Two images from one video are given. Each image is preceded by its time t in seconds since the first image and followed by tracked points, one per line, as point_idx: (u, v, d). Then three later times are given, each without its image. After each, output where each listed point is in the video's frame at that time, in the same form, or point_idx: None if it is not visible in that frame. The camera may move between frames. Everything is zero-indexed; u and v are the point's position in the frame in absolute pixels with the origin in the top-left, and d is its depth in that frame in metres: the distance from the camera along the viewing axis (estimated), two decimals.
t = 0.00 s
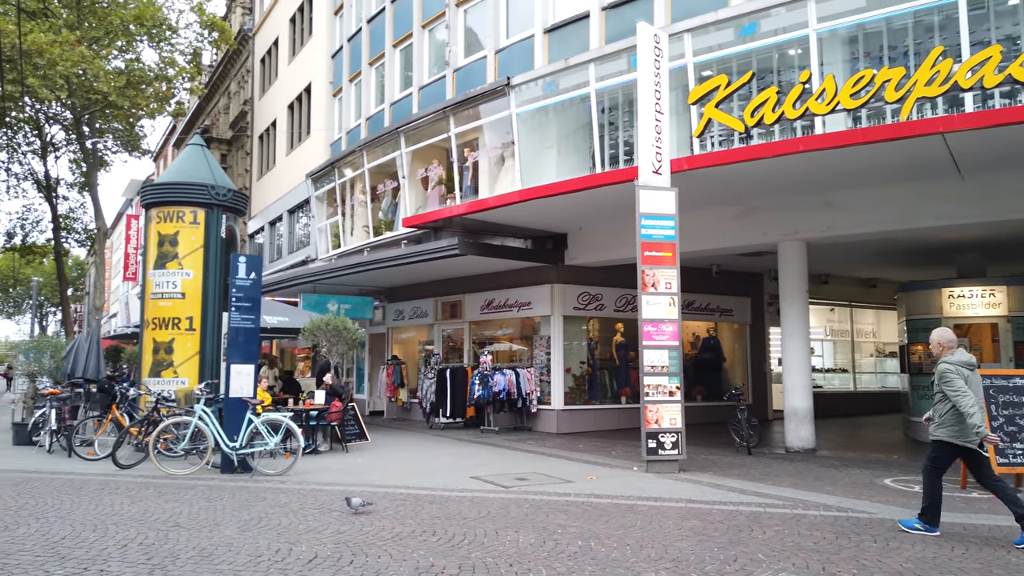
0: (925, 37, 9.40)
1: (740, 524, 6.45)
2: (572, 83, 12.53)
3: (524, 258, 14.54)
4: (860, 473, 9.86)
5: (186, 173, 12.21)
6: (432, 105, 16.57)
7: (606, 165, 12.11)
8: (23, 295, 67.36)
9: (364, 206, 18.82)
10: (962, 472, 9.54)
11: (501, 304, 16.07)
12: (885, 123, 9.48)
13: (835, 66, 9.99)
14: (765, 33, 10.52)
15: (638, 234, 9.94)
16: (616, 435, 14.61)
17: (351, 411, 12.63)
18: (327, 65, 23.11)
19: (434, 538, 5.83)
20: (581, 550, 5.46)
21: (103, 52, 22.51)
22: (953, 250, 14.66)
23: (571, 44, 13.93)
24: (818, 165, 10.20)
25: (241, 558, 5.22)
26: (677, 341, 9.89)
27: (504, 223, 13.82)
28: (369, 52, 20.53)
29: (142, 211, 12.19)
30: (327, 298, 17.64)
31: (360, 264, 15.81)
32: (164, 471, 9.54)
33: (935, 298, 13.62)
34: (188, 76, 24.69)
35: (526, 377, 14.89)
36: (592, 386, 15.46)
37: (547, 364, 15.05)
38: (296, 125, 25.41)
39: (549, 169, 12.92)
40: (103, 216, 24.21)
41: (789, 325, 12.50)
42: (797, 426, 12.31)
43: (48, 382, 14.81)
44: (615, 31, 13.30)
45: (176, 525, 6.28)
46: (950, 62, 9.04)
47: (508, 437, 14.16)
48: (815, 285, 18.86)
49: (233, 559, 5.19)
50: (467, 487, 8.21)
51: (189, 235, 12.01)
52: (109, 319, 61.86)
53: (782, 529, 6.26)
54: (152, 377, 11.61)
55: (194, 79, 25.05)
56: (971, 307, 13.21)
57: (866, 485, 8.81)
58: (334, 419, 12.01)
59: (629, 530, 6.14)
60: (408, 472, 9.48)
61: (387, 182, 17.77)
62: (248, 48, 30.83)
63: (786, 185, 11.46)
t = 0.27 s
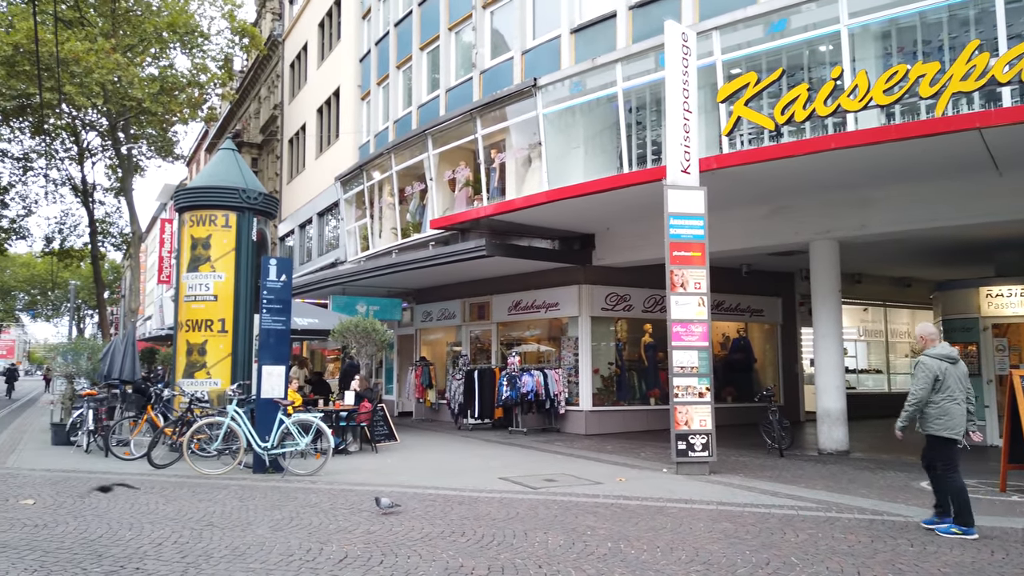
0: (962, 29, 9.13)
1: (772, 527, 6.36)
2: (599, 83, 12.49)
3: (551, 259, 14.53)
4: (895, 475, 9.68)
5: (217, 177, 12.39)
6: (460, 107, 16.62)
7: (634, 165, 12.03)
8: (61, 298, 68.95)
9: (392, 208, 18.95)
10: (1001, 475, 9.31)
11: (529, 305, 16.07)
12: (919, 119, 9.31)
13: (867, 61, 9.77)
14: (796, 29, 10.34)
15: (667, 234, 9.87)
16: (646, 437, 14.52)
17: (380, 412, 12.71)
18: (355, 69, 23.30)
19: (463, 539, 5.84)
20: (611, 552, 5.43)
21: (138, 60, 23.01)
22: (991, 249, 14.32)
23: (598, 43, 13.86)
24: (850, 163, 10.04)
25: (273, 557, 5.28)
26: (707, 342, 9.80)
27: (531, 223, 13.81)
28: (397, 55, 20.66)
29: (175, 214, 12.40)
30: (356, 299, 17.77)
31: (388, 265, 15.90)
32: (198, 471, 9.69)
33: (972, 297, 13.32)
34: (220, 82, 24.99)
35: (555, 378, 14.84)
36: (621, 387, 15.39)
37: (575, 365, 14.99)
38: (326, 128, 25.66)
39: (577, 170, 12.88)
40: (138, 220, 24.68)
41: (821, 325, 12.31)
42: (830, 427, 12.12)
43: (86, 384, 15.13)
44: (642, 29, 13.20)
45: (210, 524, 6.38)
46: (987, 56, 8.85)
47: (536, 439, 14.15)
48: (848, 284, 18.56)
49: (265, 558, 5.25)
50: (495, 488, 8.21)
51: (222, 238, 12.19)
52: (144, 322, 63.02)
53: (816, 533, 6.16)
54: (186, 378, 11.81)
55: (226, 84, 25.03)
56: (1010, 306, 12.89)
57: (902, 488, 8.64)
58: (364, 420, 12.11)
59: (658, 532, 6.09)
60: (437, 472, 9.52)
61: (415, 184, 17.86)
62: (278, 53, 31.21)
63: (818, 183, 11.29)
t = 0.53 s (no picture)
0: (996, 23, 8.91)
1: (802, 530, 6.27)
2: (624, 83, 12.41)
3: (577, 260, 14.48)
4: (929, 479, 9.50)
5: (246, 181, 12.53)
6: (485, 108, 16.64)
7: (659, 164, 11.95)
8: (95, 300, 70.35)
9: (418, 210, 19.03)
10: None
11: (554, 306, 16.05)
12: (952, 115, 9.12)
13: (898, 58, 9.59)
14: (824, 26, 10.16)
15: (693, 234, 9.80)
16: (673, 438, 14.42)
17: (406, 413, 12.78)
18: (380, 72, 23.46)
19: (490, 541, 5.83)
20: (638, 555, 5.40)
21: (168, 66, 23.40)
22: None
23: (623, 43, 13.78)
24: (880, 160, 9.88)
25: (302, 557, 5.33)
26: (734, 343, 9.70)
27: (556, 224, 13.77)
28: (422, 58, 20.76)
29: (205, 218, 12.57)
30: (382, 301, 17.88)
31: (414, 267, 15.98)
32: (228, 471, 9.81)
33: (1007, 297, 13.03)
34: (248, 86, 25.34)
35: (581, 379, 14.78)
36: (647, 388, 15.31)
37: (601, 366, 14.94)
38: (352, 131, 25.86)
39: (602, 171, 12.83)
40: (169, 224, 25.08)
41: (852, 325, 12.14)
42: (861, 429, 11.94)
43: (119, 385, 15.40)
44: (668, 28, 13.09)
45: (240, 524, 6.45)
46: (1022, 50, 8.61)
47: (562, 440, 14.12)
48: (879, 284, 18.27)
49: (295, 558, 5.30)
50: (522, 490, 8.21)
51: (250, 241, 12.33)
52: (176, 323, 64.01)
53: (847, 537, 6.07)
54: (216, 380, 11.98)
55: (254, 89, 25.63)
56: None
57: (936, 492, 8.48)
58: (391, 420, 12.20)
59: (685, 535, 6.04)
60: (464, 473, 9.55)
61: (440, 186, 17.92)
62: (305, 58, 31.51)
63: (848, 182, 11.13)
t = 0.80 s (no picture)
0: None
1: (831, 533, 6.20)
2: (648, 81, 12.26)
3: (601, 260, 14.43)
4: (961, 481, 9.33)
5: (272, 184, 12.67)
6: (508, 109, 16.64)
7: (684, 164, 11.86)
8: (126, 302, 71.59)
9: (442, 211, 19.11)
10: None
11: (578, 306, 16.01)
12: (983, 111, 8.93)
13: (928, 53, 9.40)
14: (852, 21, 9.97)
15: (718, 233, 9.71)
16: (698, 439, 14.32)
17: (431, 413, 12.83)
18: (404, 74, 23.58)
19: (515, 541, 5.85)
20: (664, 556, 5.37)
21: (196, 70, 23.73)
22: None
23: (648, 42, 13.68)
24: (910, 157, 9.72)
25: (328, 556, 5.38)
26: (761, 343, 9.60)
27: (580, 224, 13.73)
28: (445, 59, 20.82)
29: (233, 220, 12.73)
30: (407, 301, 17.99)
31: (438, 268, 16.06)
32: (256, 470, 9.92)
33: None
34: (274, 90, 25.64)
35: (605, 380, 14.72)
36: (672, 389, 15.21)
37: (626, 366, 14.87)
38: (376, 133, 26.03)
39: (626, 170, 12.77)
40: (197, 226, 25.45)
41: (881, 325, 11.96)
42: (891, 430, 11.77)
43: (150, 385, 15.65)
44: (692, 26, 12.96)
45: (268, 522, 6.53)
46: None
47: (587, 440, 14.09)
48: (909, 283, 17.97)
49: (322, 556, 5.35)
50: (547, 489, 8.20)
51: (277, 243, 12.47)
52: (205, 324, 64.96)
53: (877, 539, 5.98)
54: (244, 380, 12.16)
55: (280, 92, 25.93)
56: None
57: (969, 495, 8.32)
58: (416, 420, 12.24)
59: (712, 537, 6.00)
60: (489, 473, 9.57)
61: (464, 187, 17.97)
62: (330, 61, 31.77)
63: (877, 179, 10.97)
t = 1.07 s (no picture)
0: None
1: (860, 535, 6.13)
2: (672, 80, 12.16)
3: (624, 259, 14.36)
4: (993, 483, 9.16)
5: (298, 186, 12.78)
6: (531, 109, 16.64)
7: (709, 162, 11.76)
8: (155, 303, 72.71)
9: (465, 212, 19.16)
10: None
11: (602, 306, 15.96)
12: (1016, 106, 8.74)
13: (958, 47, 9.25)
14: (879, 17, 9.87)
15: (744, 231, 9.60)
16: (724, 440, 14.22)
17: (455, 413, 12.85)
18: (427, 75, 23.69)
19: (540, 541, 5.85)
20: (690, 557, 5.35)
21: (222, 74, 24.04)
22: None
23: (671, 40, 13.60)
24: (940, 154, 9.56)
25: (355, 554, 5.42)
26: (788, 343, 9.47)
27: (603, 224, 13.68)
28: (468, 60, 20.88)
29: (260, 221, 12.89)
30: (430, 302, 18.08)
31: (462, 268, 16.10)
32: (282, 469, 10.02)
33: None
34: (299, 92, 25.90)
35: (629, 380, 14.67)
36: (697, 389, 15.11)
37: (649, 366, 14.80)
38: (400, 134, 26.17)
39: (650, 170, 12.71)
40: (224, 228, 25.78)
41: (910, 324, 11.77)
42: (921, 431, 11.58)
43: (178, 385, 15.88)
44: (716, 24, 12.86)
45: (295, 521, 6.60)
46: None
47: (611, 441, 14.06)
48: (938, 282, 17.68)
49: (349, 555, 5.39)
50: (572, 490, 8.19)
51: (303, 244, 12.59)
52: (232, 324, 65.77)
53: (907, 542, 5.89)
54: (270, 380, 12.29)
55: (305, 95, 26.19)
56: None
57: (1002, 497, 8.17)
58: (440, 420, 12.27)
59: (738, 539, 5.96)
60: (513, 473, 9.59)
61: (487, 188, 18.01)
62: (354, 63, 32.00)
63: (906, 177, 10.80)
